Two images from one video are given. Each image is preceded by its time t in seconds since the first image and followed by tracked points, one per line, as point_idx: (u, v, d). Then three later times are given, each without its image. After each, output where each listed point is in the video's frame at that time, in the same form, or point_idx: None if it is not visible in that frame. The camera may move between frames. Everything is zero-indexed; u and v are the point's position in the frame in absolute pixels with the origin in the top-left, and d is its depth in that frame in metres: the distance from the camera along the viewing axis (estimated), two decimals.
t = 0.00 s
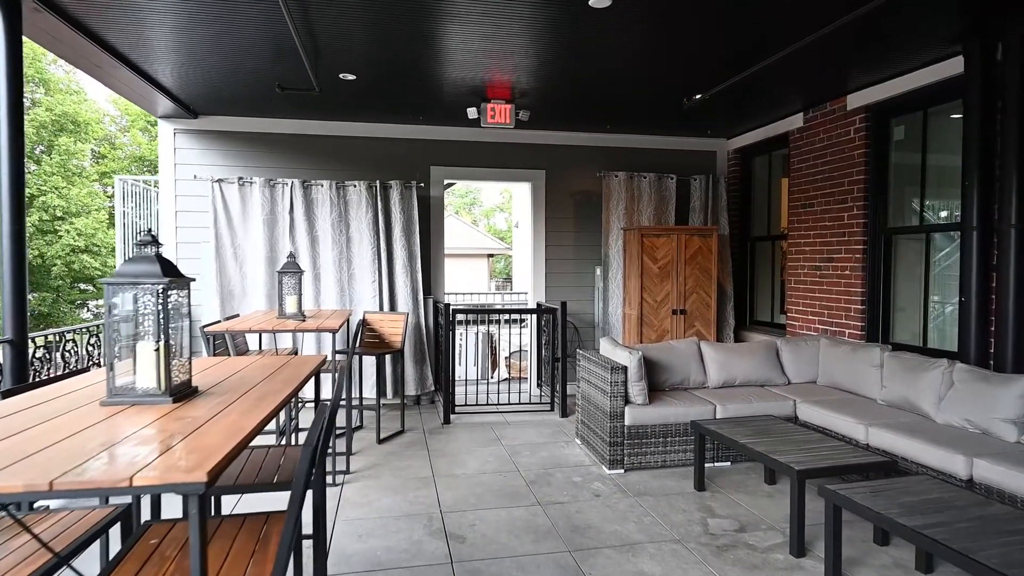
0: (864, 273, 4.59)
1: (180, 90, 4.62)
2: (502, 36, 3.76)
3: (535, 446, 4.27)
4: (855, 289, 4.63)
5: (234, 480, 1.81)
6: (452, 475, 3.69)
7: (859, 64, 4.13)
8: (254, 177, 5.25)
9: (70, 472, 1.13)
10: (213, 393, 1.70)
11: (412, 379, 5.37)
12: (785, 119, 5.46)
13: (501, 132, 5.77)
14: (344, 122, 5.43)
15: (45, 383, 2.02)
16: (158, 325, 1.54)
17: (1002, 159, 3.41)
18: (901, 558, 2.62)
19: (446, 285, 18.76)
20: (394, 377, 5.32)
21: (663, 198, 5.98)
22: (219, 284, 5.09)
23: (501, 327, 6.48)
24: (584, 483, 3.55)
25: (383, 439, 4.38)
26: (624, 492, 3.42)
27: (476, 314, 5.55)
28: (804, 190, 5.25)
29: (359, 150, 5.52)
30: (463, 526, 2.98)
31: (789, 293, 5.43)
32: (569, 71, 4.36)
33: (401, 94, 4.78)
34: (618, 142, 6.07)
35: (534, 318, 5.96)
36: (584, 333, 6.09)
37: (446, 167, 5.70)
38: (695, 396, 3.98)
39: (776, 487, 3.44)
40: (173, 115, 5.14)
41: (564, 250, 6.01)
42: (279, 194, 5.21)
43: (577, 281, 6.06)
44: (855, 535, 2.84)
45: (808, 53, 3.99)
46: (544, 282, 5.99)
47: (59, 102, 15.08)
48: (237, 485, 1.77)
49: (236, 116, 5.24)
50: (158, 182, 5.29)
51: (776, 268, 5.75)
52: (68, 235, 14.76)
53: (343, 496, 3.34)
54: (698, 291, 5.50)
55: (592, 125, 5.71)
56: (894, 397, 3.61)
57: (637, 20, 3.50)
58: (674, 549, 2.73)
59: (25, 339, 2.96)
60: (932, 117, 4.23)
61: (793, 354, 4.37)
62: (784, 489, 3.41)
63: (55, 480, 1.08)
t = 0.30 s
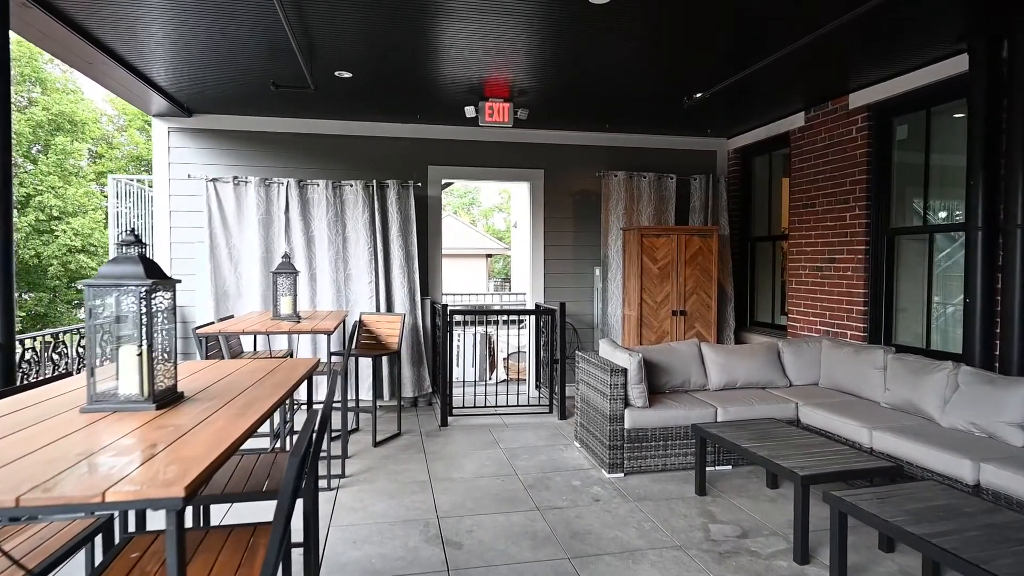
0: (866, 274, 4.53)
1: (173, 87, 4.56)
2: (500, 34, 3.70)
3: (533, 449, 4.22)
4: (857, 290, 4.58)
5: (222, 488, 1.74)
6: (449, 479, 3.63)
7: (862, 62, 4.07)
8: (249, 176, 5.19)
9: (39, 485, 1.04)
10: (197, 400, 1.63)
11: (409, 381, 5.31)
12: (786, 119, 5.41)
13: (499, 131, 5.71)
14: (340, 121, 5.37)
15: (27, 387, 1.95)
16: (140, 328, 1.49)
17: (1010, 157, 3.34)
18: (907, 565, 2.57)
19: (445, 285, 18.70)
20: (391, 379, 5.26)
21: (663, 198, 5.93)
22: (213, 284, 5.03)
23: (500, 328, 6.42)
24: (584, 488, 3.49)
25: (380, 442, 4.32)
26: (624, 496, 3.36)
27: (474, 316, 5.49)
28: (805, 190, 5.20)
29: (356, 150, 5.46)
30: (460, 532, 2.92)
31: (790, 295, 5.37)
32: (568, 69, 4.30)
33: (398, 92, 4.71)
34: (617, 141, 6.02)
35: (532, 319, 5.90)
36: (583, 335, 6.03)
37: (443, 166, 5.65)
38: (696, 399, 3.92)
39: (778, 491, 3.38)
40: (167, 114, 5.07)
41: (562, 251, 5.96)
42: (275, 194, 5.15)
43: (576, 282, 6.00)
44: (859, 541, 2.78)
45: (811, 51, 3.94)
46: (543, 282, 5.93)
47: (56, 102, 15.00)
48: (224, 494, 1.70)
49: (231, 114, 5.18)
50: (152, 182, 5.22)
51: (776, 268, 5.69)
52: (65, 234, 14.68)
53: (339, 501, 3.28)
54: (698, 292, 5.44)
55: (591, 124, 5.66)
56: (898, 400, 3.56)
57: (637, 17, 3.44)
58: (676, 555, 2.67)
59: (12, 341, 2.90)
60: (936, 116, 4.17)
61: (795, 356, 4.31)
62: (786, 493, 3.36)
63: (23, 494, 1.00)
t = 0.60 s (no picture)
0: (870, 275, 4.48)
1: (167, 85, 4.49)
2: (499, 31, 3.64)
3: (532, 452, 4.16)
4: (859, 291, 4.53)
5: (210, 497, 1.68)
6: (446, 483, 3.57)
7: (866, 60, 4.02)
8: (245, 175, 5.13)
9: (5, 503, 0.98)
10: (184, 407, 1.57)
11: (407, 383, 5.25)
12: (788, 117, 5.35)
13: (498, 130, 5.65)
14: (337, 119, 5.31)
15: (10, 392, 1.89)
16: (123, 332, 1.43)
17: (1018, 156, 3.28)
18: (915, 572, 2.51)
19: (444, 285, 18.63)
20: (388, 381, 5.20)
21: (663, 197, 5.87)
22: (208, 285, 4.97)
23: (498, 329, 6.36)
24: (584, 492, 3.44)
25: (377, 445, 4.26)
26: (625, 501, 3.31)
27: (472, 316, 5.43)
28: (807, 189, 5.14)
29: (353, 149, 5.40)
30: (458, 538, 2.86)
31: (792, 295, 5.32)
32: (567, 67, 4.25)
33: (395, 90, 4.65)
34: (617, 141, 5.97)
35: (531, 320, 5.85)
36: (583, 335, 5.98)
37: (442, 165, 5.59)
38: (697, 401, 3.87)
39: (781, 495, 3.33)
40: (161, 112, 5.01)
41: (562, 251, 5.90)
42: (271, 193, 5.08)
43: (576, 282, 5.95)
44: (865, 548, 2.73)
45: (814, 49, 3.88)
46: (542, 283, 5.87)
47: (54, 101, 14.93)
48: (213, 504, 1.64)
49: (226, 113, 5.12)
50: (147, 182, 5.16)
51: (778, 269, 5.64)
52: (62, 234, 14.61)
53: (334, 506, 3.22)
54: (699, 293, 5.39)
55: (590, 123, 5.60)
56: (903, 402, 3.50)
57: (638, 13, 3.38)
58: (678, 562, 2.62)
59: None
60: (940, 114, 4.12)
61: (797, 358, 4.26)
62: (789, 498, 3.30)
63: None
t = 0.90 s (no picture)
0: (873, 275, 4.42)
1: (161, 82, 4.43)
2: (498, 27, 3.57)
3: (531, 455, 4.10)
4: (862, 291, 4.47)
5: (196, 506, 1.62)
6: (444, 487, 3.51)
7: (870, 57, 3.96)
8: (240, 174, 5.07)
9: None
10: (170, 411, 1.51)
11: (404, 384, 5.19)
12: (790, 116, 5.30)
13: (497, 128, 5.59)
14: (334, 117, 5.24)
15: None
16: (103, 334, 1.38)
17: None
18: None
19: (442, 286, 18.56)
20: (385, 382, 5.14)
21: (664, 197, 5.81)
22: (203, 285, 4.90)
23: (497, 329, 6.30)
24: (583, 496, 3.38)
25: (373, 448, 4.20)
26: (626, 505, 3.25)
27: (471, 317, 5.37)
28: (809, 189, 5.09)
29: (350, 147, 5.34)
30: (455, 543, 2.80)
31: (793, 296, 5.26)
32: (567, 64, 4.18)
33: (392, 88, 4.59)
34: (617, 139, 5.91)
35: (530, 321, 5.79)
36: (582, 336, 5.92)
37: (440, 164, 5.53)
38: (698, 403, 3.81)
39: (784, 500, 3.28)
40: (156, 110, 4.94)
41: (561, 251, 5.84)
42: (266, 192, 5.02)
43: (575, 282, 5.89)
44: (871, 554, 2.67)
45: (816, 46, 3.83)
46: (541, 283, 5.81)
47: (50, 101, 14.84)
48: (199, 513, 1.58)
49: (222, 111, 5.06)
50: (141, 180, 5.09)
51: (779, 269, 5.59)
52: (59, 234, 14.54)
53: (329, 510, 3.16)
54: (701, 293, 5.33)
55: (590, 121, 5.54)
56: (907, 405, 3.45)
57: (639, 9, 3.31)
58: (680, 569, 2.56)
59: None
60: (944, 113, 4.06)
61: (800, 359, 4.20)
62: (793, 502, 3.24)
63: None
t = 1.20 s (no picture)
0: (877, 275, 4.36)
1: (155, 79, 4.36)
2: (496, 23, 3.50)
3: (530, 457, 4.04)
4: (866, 291, 4.41)
5: (182, 516, 1.56)
6: (441, 491, 3.45)
7: (874, 53, 3.90)
8: (236, 173, 5.00)
9: None
10: (151, 418, 1.45)
11: (402, 386, 5.12)
12: (792, 114, 5.24)
13: (496, 127, 5.53)
14: (331, 116, 5.19)
15: None
16: (81, 337, 1.31)
17: None
18: None
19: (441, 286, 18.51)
20: (383, 384, 5.08)
21: (664, 196, 5.75)
22: (198, 286, 4.83)
23: (496, 330, 6.24)
24: (583, 500, 3.32)
25: (370, 450, 4.13)
26: (627, 509, 3.19)
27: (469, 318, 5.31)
28: (811, 188, 5.03)
29: (347, 146, 5.28)
30: (453, 550, 2.74)
31: (796, 296, 5.21)
32: (566, 61, 4.11)
33: (389, 85, 4.52)
34: (617, 138, 5.86)
35: (529, 321, 5.73)
36: (582, 337, 5.86)
37: (438, 163, 5.47)
38: (700, 405, 3.75)
39: (788, 504, 3.22)
40: (150, 108, 4.88)
41: (560, 251, 5.78)
42: (262, 191, 4.95)
43: (575, 282, 5.83)
44: (878, 561, 2.61)
45: (820, 43, 3.78)
46: (540, 283, 5.75)
47: (48, 100, 14.78)
48: (185, 523, 1.52)
49: (218, 109, 4.99)
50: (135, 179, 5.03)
51: (781, 269, 5.53)
52: (57, 234, 14.47)
53: (325, 515, 3.09)
54: (702, 293, 5.28)
55: (590, 120, 5.48)
56: (913, 407, 3.39)
57: (639, 4, 3.24)
58: None
59: None
60: (950, 110, 4.00)
61: (803, 361, 4.15)
62: (797, 506, 3.18)
63: None
